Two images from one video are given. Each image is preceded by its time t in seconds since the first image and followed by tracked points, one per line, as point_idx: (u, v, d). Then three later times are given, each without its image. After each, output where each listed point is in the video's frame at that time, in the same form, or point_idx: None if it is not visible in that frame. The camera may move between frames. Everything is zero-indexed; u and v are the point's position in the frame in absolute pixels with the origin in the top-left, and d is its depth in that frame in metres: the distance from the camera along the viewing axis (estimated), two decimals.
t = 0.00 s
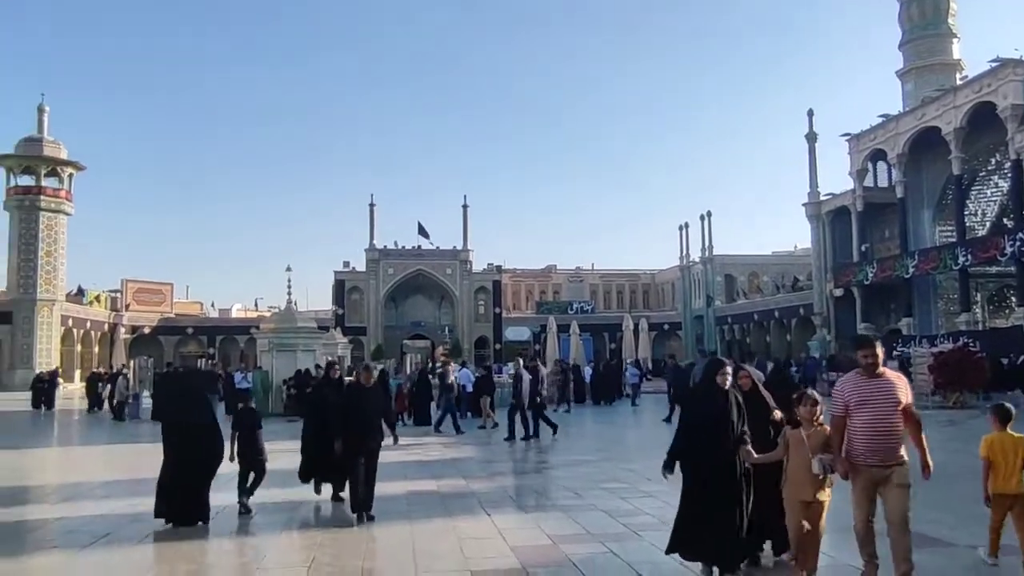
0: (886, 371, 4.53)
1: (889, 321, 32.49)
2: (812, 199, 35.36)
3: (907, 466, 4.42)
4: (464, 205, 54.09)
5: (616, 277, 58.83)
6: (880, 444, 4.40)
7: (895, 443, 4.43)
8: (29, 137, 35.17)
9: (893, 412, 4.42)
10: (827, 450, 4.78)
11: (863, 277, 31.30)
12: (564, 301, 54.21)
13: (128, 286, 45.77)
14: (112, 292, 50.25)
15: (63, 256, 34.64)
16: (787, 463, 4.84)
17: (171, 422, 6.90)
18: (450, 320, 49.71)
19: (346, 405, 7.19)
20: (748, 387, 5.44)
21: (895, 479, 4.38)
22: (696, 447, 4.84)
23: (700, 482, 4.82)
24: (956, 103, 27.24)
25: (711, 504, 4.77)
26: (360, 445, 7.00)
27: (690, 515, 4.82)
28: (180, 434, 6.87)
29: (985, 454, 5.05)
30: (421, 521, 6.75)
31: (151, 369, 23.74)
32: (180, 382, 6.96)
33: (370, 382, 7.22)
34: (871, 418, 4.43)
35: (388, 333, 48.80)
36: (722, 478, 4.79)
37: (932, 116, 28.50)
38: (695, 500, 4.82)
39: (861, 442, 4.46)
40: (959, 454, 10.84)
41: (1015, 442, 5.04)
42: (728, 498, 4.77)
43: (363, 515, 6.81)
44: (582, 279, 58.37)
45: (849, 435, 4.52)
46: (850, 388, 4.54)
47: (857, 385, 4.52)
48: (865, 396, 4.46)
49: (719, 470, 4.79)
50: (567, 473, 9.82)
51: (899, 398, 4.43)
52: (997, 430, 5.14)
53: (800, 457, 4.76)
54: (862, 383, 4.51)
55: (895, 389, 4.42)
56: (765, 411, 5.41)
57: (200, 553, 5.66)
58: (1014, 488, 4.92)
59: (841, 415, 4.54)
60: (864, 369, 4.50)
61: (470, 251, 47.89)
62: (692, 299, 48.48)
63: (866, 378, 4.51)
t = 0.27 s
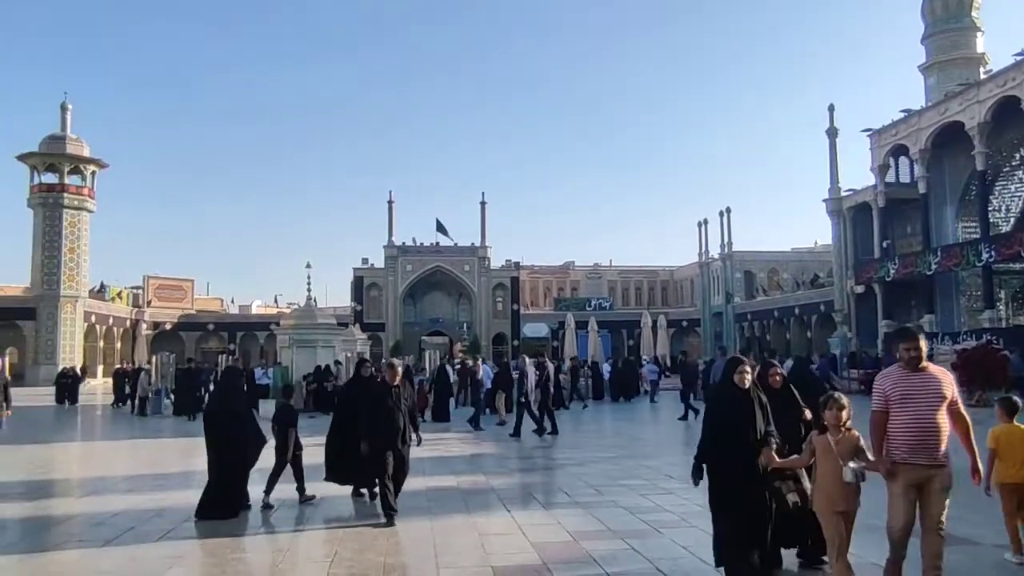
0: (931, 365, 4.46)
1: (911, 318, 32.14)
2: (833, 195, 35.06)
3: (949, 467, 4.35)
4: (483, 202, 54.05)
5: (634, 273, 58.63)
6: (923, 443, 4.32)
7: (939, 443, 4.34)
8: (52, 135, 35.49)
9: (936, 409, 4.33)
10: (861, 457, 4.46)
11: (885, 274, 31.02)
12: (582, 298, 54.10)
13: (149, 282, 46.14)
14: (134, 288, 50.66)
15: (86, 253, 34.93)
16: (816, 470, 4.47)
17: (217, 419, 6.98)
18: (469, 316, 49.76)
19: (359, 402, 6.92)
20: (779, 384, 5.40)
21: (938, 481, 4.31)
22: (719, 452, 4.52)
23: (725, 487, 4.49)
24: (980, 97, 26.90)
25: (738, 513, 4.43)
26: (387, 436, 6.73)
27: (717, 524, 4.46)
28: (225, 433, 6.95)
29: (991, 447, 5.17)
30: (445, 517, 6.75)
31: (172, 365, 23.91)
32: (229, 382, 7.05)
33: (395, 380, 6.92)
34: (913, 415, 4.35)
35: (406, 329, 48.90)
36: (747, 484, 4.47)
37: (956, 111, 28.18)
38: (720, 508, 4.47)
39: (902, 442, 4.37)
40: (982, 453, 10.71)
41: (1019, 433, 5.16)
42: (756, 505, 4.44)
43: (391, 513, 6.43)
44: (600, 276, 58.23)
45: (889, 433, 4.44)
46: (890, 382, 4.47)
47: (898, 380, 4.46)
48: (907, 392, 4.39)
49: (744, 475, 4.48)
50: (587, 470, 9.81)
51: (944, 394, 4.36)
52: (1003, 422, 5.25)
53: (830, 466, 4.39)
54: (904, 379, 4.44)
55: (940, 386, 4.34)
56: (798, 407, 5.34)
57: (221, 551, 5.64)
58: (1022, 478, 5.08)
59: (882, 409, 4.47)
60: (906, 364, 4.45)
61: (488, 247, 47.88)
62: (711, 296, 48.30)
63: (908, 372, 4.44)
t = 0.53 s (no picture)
0: (971, 364, 4.36)
1: (930, 315, 31.77)
2: (853, 191, 34.79)
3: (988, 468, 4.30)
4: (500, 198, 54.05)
5: (652, 270, 58.47)
6: (962, 444, 4.25)
7: (979, 443, 4.28)
8: (74, 132, 35.88)
9: (976, 408, 4.25)
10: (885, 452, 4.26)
11: (905, 270, 30.78)
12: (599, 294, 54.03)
13: (169, 277, 46.54)
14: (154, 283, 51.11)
15: (107, 249, 35.28)
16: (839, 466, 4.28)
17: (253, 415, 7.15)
18: (485, 312, 49.83)
19: (383, 396, 6.84)
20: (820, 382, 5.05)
21: (976, 482, 4.27)
22: (733, 447, 4.39)
23: (738, 482, 4.35)
24: (1002, 92, 26.59)
25: (751, 508, 4.29)
26: (411, 433, 6.63)
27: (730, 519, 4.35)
28: (259, 427, 7.11)
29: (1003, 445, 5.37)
30: (468, 511, 6.79)
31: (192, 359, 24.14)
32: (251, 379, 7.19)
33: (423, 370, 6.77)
34: (952, 415, 4.28)
35: (423, 325, 49.01)
36: (762, 479, 4.32)
37: (978, 106, 27.88)
38: (734, 503, 4.35)
39: (937, 440, 4.31)
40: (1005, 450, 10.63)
41: None
42: (771, 500, 4.29)
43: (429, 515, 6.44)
44: (617, 272, 58.12)
45: (925, 432, 4.38)
46: (928, 380, 4.40)
47: (936, 379, 4.37)
48: (945, 390, 4.31)
49: (758, 470, 4.34)
50: (605, 466, 9.85)
51: (985, 393, 4.27)
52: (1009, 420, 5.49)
53: (852, 462, 4.19)
54: (943, 376, 4.35)
55: (980, 384, 4.26)
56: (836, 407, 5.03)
57: (241, 544, 5.69)
58: None
59: (918, 408, 4.41)
60: (945, 362, 4.36)
61: (505, 243, 47.91)
62: (729, 293, 48.08)
63: (946, 371, 4.36)
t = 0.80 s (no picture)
0: (1007, 365, 4.22)
1: (950, 314, 31.38)
2: (872, 187, 34.53)
3: None
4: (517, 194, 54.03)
5: (668, 266, 58.27)
6: (1001, 450, 4.09)
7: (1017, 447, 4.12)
8: (95, 128, 36.16)
9: (1014, 411, 4.11)
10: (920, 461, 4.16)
11: (924, 268, 30.53)
12: (615, 290, 53.93)
13: (188, 273, 46.88)
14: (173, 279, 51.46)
15: (127, 244, 35.58)
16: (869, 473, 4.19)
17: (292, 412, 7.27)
18: (501, 308, 49.84)
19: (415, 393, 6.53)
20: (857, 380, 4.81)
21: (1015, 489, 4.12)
22: (752, 445, 4.38)
23: (758, 479, 4.33)
24: None
25: (771, 503, 4.27)
26: (439, 429, 6.32)
27: (748, 517, 4.32)
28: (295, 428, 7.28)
29: None
30: (487, 506, 6.81)
31: (211, 354, 24.30)
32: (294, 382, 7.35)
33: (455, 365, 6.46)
34: (990, 419, 4.12)
35: (439, 321, 49.11)
36: (782, 476, 4.30)
37: (1000, 102, 27.57)
38: (753, 501, 4.31)
39: (976, 448, 4.15)
40: None
41: None
42: (790, 498, 4.26)
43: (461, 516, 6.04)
44: (634, 269, 57.98)
45: (962, 437, 4.22)
46: (964, 383, 4.24)
47: (974, 383, 4.20)
48: (985, 394, 4.15)
49: (779, 465, 4.32)
50: (623, 462, 9.84)
51: None
52: None
53: (884, 469, 4.09)
54: (979, 379, 4.20)
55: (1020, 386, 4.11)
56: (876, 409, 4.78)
57: (261, 537, 5.71)
58: None
59: (955, 412, 4.25)
60: (983, 363, 4.20)
61: (521, 240, 47.90)
62: (746, 289, 47.85)
63: (983, 373, 4.20)
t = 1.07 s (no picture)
0: None
1: (972, 311, 30.75)
2: (893, 183, 34.22)
3: None
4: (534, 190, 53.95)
5: (686, 262, 58.02)
6: None
7: None
8: (115, 124, 36.39)
9: None
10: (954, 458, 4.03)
11: (946, 265, 30.23)
12: (632, 286, 53.76)
13: (207, 267, 47.18)
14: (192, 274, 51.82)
15: (147, 239, 35.83)
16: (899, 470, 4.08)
17: (330, 412, 7.45)
18: (518, 304, 49.85)
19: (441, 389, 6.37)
20: (885, 383, 4.73)
21: None
22: (779, 444, 4.30)
23: (786, 479, 4.26)
24: None
25: (798, 503, 4.23)
26: (470, 425, 6.10)
27: (772, 517, 4.27)
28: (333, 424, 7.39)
29: None
30: (505, 502, 6.80)
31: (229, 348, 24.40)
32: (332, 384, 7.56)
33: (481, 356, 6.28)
34: None
35: (456, 317, 49.14)
36: (810, 476, 4.25)
37: None
38: (779, 502, 4.25)
39: (1008, 446, 4.04)
40: None
41: None
42: (818, 498, 4.22)
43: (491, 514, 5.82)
44: (651, 265, 57.76)
45: (996, 435, 4.09)
46: (1000, 379, 4.10)
47: (1011, 378, 4.07)
48: None
49: (805, 465, 4.27)
50: (641, 459, 9.81)
51: None
52: None
53: (918, 467, 3.98)
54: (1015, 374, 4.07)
55: None
56: (903, 409, 4.68)
57: (280, 531, 5.71)
58: None
59: (989, 408, 4.11)
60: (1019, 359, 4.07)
61: (538, 236, 47.84)
62: (764, 286, 47.56)
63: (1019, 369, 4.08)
